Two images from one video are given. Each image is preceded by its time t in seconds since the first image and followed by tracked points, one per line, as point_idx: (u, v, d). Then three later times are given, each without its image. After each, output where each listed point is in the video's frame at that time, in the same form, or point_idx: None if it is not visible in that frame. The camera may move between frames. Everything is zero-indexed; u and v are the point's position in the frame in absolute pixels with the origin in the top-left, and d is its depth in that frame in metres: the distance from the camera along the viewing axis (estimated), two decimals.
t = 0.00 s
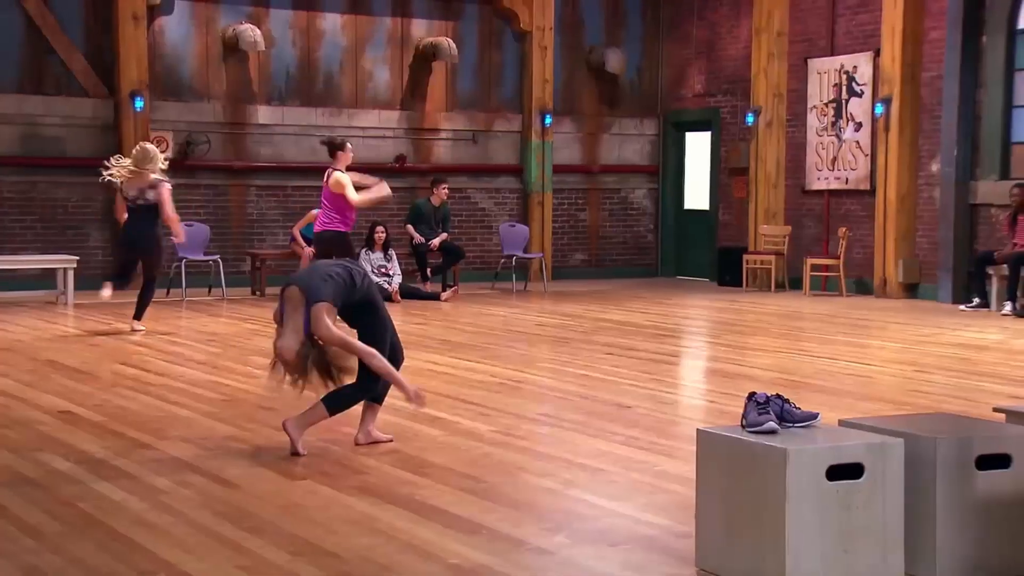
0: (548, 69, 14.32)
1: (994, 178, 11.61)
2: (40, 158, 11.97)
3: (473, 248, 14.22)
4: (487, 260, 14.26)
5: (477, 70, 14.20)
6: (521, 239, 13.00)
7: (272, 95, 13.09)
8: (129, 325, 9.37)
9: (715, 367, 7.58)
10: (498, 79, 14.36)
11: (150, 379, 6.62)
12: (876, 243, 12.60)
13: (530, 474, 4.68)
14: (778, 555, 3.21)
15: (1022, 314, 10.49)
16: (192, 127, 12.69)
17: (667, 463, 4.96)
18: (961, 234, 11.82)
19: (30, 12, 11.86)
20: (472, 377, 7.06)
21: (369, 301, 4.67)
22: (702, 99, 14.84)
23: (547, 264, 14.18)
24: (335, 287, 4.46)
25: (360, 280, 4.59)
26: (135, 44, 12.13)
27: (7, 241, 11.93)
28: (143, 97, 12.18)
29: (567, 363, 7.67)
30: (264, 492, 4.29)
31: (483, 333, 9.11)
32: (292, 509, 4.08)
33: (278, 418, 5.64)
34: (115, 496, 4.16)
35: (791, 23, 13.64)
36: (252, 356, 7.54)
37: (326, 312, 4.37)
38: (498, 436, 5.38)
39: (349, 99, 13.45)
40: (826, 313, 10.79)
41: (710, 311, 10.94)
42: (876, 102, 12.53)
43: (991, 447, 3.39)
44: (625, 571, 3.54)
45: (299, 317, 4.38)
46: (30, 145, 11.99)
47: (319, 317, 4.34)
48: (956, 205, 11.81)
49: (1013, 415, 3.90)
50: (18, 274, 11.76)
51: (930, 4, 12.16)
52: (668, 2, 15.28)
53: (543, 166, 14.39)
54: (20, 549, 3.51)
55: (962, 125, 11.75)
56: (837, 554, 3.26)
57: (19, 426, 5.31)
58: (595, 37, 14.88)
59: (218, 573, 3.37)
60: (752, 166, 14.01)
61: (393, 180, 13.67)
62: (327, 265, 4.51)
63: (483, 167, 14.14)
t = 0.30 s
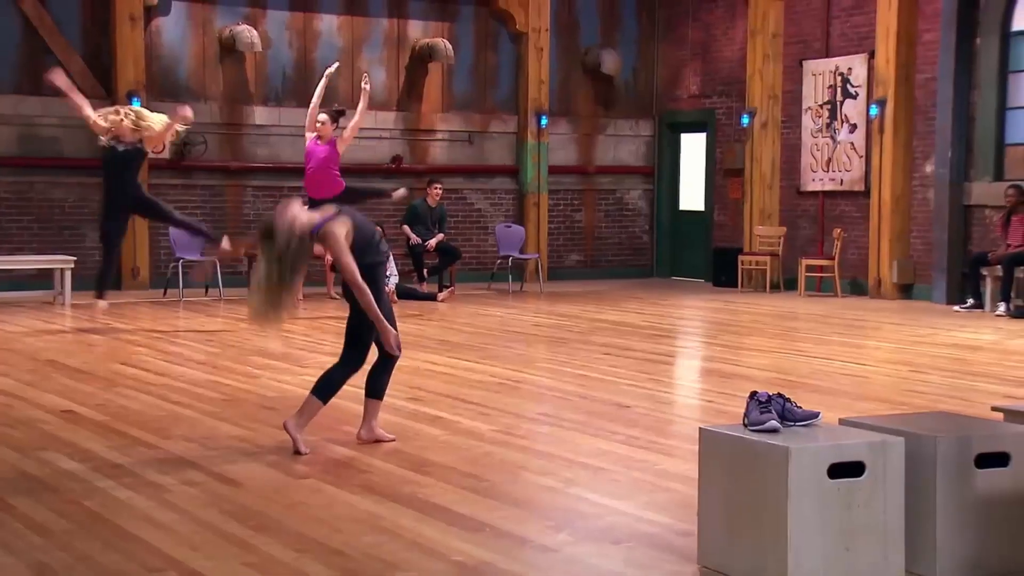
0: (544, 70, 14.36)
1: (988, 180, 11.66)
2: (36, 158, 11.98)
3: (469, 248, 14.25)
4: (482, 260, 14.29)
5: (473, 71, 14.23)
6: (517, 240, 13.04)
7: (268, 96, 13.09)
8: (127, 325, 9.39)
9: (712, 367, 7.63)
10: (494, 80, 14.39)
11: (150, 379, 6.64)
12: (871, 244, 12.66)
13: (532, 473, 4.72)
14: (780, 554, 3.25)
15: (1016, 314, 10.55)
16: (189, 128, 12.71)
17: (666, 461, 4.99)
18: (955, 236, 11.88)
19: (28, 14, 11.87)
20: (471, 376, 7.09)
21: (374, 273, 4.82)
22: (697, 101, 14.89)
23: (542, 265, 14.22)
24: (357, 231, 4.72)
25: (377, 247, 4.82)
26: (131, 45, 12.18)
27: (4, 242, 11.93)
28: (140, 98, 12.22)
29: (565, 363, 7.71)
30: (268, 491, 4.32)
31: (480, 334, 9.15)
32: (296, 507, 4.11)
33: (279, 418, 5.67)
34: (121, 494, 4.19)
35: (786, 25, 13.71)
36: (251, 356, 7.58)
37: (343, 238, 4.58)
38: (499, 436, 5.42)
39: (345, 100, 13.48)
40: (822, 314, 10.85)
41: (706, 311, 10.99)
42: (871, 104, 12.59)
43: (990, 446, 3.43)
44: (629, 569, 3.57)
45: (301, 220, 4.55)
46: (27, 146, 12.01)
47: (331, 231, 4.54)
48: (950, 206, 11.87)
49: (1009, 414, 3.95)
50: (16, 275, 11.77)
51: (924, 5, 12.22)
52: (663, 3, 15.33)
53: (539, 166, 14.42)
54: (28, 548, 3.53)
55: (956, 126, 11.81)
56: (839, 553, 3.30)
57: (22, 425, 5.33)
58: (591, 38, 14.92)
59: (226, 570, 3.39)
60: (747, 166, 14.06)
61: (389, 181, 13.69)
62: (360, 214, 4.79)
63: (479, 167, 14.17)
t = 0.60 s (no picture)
0: (543, 71, 14.40)
1: (986, 181, 11.70)
2: (36, 159, 11.99)
3: (468, 249, 14.28)
4: (481, 261, 14.33)
5: (472, 72, 14.26)
6: (516, 240, 13.07)
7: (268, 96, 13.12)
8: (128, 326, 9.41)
9: (712, 368, 7.66)
10: (493, 81, 14.42)
11: (152, 379, 6.67)
12: (870, 244, 12.70)
13: (535, 473, 4.74)
14: (784, 553, 3.27)
15: (1014, 315, 10.59)
16: (189, 129, 12.73)
17: (668, 461, 5.02)
18: (953, 237, 11.92)
19: (28, 15, 11.92)
20: (472, 377, 7.12)
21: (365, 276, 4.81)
22: (696, 102, 14.92)
23: (541, 266, 14.25)
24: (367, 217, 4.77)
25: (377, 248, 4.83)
26: (132, 47, 12.18)
27: (5, 242, 11.94)
28: (140, 99, 12.23)
29: (566, 363, 7.74)
30: (274, 490, 4.34)
31: (480, 334, 9.17)
32: (302, 506, 4.14)
33: (282, 418, 5.69)
34: (127, 494, 4.21)
35: (784, 26, 13.75)
36: (252, 357, 7.60)
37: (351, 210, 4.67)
38: (501, 435, 5.45)
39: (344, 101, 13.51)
40: (820, 315, 10.89)
41: (706, 312, 11.03)
42: (869, 105, 12.63)
43: (992, 445, 3.46)
44: (633, 567, 3.60)
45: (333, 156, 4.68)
46: (27, 146, 12.03)
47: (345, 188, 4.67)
48: (948, 206, 11.91)
49: (1010, 413, 3.97)
50: (16, 275, 11.79)
51: (922, 7, 12.26)
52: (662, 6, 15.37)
53: (538, 168, 14.44)
54: (36, 546, 3.56)
55: (954, 128, 11.85)
56: (842, 551, 3.32)
57: (27, 425, 5.36)
58: (589, 39, 14.95)
59: (234, 568, 3.42)
60: (745, 167, 14.10)
61: (388, 182, 13.72)
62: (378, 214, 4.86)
63: (477, 168, 14.20)
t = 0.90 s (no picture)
0: (546, 67, 14.41)
1: (989, 176, 11.72)
2: (40, 155, 12.02)
3: (471, 245, 14.31)
4: (485, 257, 14.35)
5: (476, 68, 14.28)
6: (519, 236, 13.09)
7: (271, 92, 13.15)
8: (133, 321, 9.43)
9: (716, 363, 7.68)
10: (496, 77, 14.43)
11: (159, 374, 6.69)
12: (873, 239, 12.72)
13: (541, 467, 4.77)
14: (792, 546, 3.29)
15: (1017, 310, 10.61)
16: (193, 125, 12.76)
17: (674, 455, 5.04)
18: (956, 232, 11.94)
19: (32, 11, 11.90)
20: (477, 372, 7.14)
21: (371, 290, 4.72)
22: (698, 97, 14.94)
23: (544, 261, 14.27)
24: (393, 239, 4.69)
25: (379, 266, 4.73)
26: (136, 44, 12.19)
27: (11, 239, 11.97)
28: (145, 95, 12.24)
29: (570, 359, 7.76)
30: (282, 484, 4.37)
31: (484, 330, 9.20)
32: (311, 500, 4.16)
33: (289, 413, 5.71)
34: (137, 487, 4.24)
35: (787, 21, 13.76)
36: (258, 352, 7.62)
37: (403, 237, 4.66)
38: (507, 430, 5.47)
39: (348, 98, 13.52)
40: (824, 310, 10.91)
41: (709, 308, 11.05)
42: (872, 100, 12.64)
43: (997, 439, 3.48)
44: (641, 560, 3.62)
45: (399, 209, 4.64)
46: (32, 143, 12.05)
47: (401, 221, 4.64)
48: (951, 202, 11.93)
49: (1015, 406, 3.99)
50: (22, 271, 11.82)
51: (925, 3, 12.28)
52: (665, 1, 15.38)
53: (541, 163, 14.46)
54: (49, 539, 3.59)
55: (958, 123, 11.87)
56: (850, 544, 3.34)
57: (35, 420, 5.38)
58: (592, 35, 14.96)
59: (245, 561, 3.44)
60: (748, 163, 14.11)
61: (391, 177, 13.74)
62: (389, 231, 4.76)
63: (481, 164, 14.22)
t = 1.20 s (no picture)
0: (556, 62, 14.41)
1: (1002, 170, 11.70)
2: (53, 149, 12.07)
3: (482, 239, 14.34)
4: (496, 251, 14.38)
5: (486, 63, 14.28)
6: (530, 230, 13.10)
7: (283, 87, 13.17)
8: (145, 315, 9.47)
9: (727, 357, 7.69)
10: (506, 71, 14.43)
11: (173, 368, 6.73)
12: (884, 234, 12.71)
13: (555, 460, 4.78)
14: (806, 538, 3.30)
15: None
16: (204, 119, 12.80)
17: (687, 449, 5.05)
18: (968, 226, 11.93)
19: (46, 6, 11.96)
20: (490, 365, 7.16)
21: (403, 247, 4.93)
22: (709, 92, 14.94)
23: (555, 255, 14.29)
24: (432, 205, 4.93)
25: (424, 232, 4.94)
26: (149, 39, 12.23)
27: (25, 233, 12.02)
28: (157, 90, 12.27)
29: (582, 353, 7.77)
30: (298, 476, 4.40)
31: (496, 324, 9.22)
32: (326, 493, 4.19)
33: (303, 406, 5.75)
34: (154, 480, 4.27)
35: (799, 15, 13.73)
36: (271, 346, 7.66)
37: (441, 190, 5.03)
38: (521, 423, 5.49)
39: (358, 92, 13.53)
40: (835, 304, 10.91)
41: (720, 302, 11.06)
42: (884, 94, 12.63)
43: (1012, 433, 3.49)
44: (656, 552, 3.64)
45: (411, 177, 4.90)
46: (45, 137, 12.10)
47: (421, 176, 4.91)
48: (963, 196, 11.91)
49: None
50: (35, 265, 11.87)
51: None
52: None
53: (552, 158, 14.46)
54: (69, 531, 3.64)
55: (970, 117, 11.85)
56: (864, 538, 3.35)
57: (53, 414, 5.43)
58: (603, 29, 14.95)
59: (262, 553, 3.47)
60: (760, 157, 14.10)
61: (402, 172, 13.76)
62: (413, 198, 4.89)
63: (491, 158, 14.23)
